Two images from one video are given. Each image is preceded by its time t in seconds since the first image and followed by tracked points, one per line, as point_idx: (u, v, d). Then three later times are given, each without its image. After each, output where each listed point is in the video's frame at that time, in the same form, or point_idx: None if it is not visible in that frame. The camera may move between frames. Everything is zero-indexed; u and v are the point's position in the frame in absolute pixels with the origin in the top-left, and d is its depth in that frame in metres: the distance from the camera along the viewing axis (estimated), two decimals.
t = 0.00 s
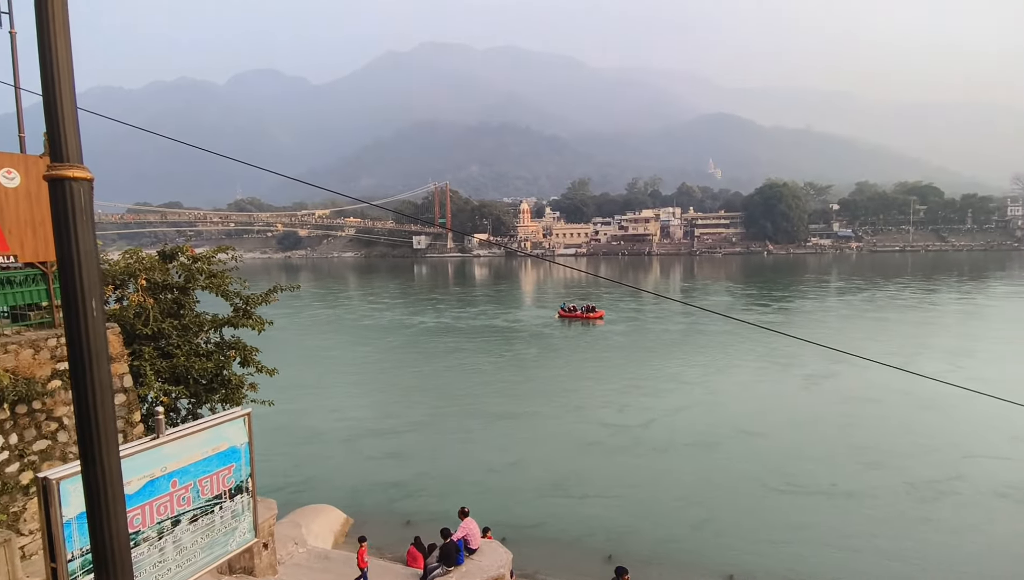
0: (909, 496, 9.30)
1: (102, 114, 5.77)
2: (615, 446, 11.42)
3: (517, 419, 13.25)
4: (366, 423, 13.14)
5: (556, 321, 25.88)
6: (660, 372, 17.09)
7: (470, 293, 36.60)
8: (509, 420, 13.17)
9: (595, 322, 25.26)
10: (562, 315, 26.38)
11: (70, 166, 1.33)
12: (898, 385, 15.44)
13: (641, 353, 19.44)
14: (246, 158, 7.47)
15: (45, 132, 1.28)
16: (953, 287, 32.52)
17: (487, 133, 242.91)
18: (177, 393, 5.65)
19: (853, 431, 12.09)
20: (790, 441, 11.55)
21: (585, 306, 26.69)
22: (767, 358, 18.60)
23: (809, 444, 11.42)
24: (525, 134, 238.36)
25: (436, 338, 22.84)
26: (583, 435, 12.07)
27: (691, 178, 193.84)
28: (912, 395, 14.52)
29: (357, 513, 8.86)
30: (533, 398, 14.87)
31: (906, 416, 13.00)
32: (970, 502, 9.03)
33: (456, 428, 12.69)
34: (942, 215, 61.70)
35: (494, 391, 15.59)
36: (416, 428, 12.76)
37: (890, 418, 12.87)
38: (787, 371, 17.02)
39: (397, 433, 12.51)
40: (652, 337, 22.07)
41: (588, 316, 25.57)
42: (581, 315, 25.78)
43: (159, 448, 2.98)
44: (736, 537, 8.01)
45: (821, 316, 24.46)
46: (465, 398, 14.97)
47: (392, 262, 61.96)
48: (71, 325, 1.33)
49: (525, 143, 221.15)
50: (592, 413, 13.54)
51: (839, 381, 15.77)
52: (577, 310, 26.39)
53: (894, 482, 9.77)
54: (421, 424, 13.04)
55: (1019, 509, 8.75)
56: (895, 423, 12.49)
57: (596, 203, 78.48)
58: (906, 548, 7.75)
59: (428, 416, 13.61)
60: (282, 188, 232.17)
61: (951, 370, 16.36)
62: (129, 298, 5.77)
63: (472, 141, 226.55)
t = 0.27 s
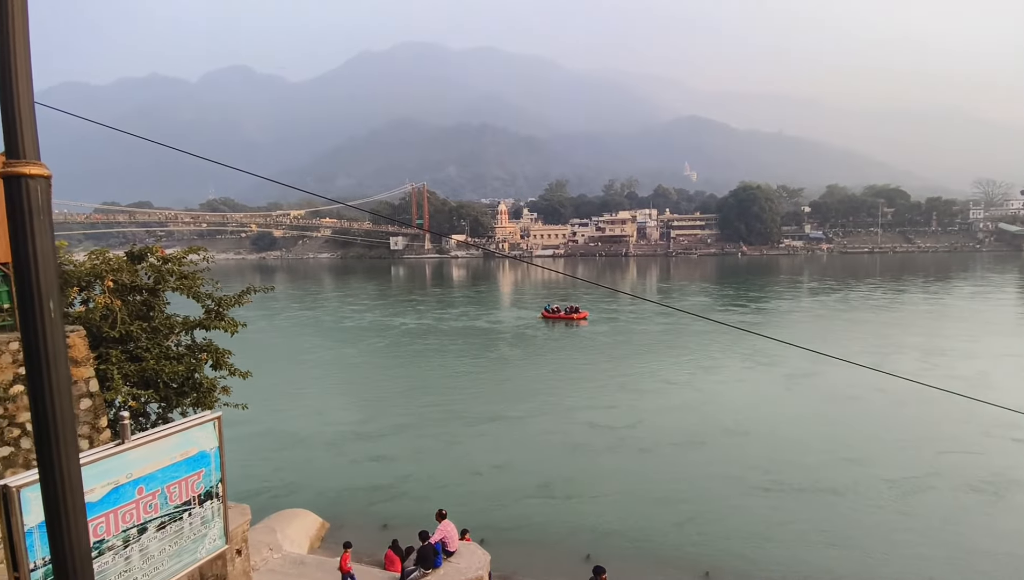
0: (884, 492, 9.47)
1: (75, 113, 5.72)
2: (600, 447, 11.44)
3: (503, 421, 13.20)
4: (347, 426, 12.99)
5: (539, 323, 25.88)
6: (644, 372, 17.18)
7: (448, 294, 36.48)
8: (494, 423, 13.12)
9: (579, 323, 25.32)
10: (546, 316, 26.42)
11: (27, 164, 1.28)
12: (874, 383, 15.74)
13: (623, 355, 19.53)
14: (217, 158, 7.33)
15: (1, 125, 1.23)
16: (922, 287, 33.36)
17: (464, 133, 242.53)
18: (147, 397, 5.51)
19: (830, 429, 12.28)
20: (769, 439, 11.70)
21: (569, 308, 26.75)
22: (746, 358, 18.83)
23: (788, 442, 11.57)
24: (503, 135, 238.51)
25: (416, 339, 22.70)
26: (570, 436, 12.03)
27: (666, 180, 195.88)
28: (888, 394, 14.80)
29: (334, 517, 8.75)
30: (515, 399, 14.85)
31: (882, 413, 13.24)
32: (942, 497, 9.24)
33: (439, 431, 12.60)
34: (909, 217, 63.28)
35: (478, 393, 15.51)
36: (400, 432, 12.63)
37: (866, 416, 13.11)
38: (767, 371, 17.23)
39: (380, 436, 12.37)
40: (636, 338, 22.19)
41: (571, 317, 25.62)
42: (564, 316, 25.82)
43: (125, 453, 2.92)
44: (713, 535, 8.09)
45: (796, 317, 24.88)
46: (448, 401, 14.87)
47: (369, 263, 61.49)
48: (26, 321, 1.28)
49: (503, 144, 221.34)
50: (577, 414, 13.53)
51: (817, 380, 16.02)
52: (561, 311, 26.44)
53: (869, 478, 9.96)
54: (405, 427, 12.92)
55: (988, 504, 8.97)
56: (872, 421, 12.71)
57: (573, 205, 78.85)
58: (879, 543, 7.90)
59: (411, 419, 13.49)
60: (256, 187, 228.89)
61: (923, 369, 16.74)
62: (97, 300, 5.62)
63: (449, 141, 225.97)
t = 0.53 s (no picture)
0: (854, 486, 9.66)
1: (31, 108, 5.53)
2: (582, 448, 11.45)
3: (482, 423, 13.13)
4: (322, 429, 12.78)
5: (518, 323, 25.85)
6: (622, 372, 17.28)
7: (422, 295, 36.23)
8: (473, 424, 13.04)
9: (558, 324, 25.37)
10: (525, 317, 26.42)
11: None
12: (845, 380, 16.07)
13: (601, 355, 19.62)
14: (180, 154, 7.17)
15: None
16: (886, 288, 34.30)
17: (437, 133, 241.45)
18: (108, 403, 5.34)
19: (806, 426, 12.44)
20: (744, 437, 11.85)
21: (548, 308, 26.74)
22: (723, 357, 19.07)
23: (763, 439, 11.73)
24: (476, 135, 238.15)
25: (391, 340, 22.50)
26: (552, 437, 12.02)
27: (638, 181, 197.74)
28: (859, 391, 15.11)
29: (307, 523, 8.60)
30: (492, 401, 14.80)
31: (853, 410, 13.52)
32: (909, 490, 9.47)
33: (417, 433, 12.46)
34: (872, 220, 65.03)
35: (456, 394, 15.41)
36: (379, 434, 12.47)
37: (838, 413, 13.37)
38: (742, 369, 17.47)
39: (357, 439, 12.20)
40: (614, 338, 22.32)
41: (551, 318, 25.64)
42: (544, 317, 25.84)
43: (82, 460, 2.84)
44: (686, 532, 8.17)
45: (767, 316, 25.41)
46: (426, 402, 14.74)
47: (341, 263, 60.76)
48: None
49: (476, 144, 221.12)
50: (558, 415, 13.53)
51: (791, 378, 16.28)
52: (541, 311, 26.46)
53: (840, 473, 10.15)
54: (383, 429, 12.76)
55: (952, 497, 9.21)
56: (844, 417, 12.97)
57: (546, 206, 79.05)
58: (849, 536, 8.06)
59: (390, 421, 13.34)
60: (223, 186, 224.42)
61: (890, 367, 17.17)
62: (55, 301, 5.42)
63: (422, 141, 224.78)
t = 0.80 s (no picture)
0: (825, 481, 9.83)
1: None
2: (561, 448, 11.44)
3: (459, 424, 13.04)
4: (295, 433, 12.55)
5: (499, 324, 25.85)
6: (599, 372, 17.35)
7: (396, 296, 35.94)
8: (450, 426, 12.94)
9: (537, 324, 25.41)
10: (504, 317, 26.35)
11: None
12: (816, 378, 16.38)
13: (577, 355, 19.68)
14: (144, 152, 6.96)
15: None
16: (852, 288, 35.13)
17: (409, 133, 239.82)
18: (68, 408, 5.15)
19: (784, 423, 12.61)
20: (719, 435, 11.99)
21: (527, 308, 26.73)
22: (698, 356, 19.28)
23: (737, 436, 11.89)
24: (448, 136, 237.31)
25: (366, 342, 22.24)
26: (533, 438, 12.00)
27: (610, 182, 199.29)
28: (830, 388, 15.41)
29: (278, 528, 8.43)
30: (469, 402, 14.72)
31: (824, 407, 13.77)
32: (877, 484, 9.67)
33: (393, 436, 12.31)
34: (837, 222, 66.59)
35: (433, 396, 15.28)
36: (355, 437, 12.29)
37: (809, 410, 13.61)
38: (717, 368, 17.67)
39: (332, 442, 12.00)
40: (591, 339, 22.41)
41: (530, 318, 25.63)
42: (523, 318, 25.82)
43: (38, 469, 2.74)
44: (660, 530, 8.24)
45: (738, 316, 25.78)
46: (403, 404, 14.58)
47: (312, 264, 59.95)
48: None
49: (449, 144, 220.37)
50: (538, 415, 13.52)
51: (764, 376, 16.52)
52: (519, 312, 26.43)
53: (811, 468, 10.33)
54: (359, 432, 12.58)
55: (918, 489, 9.44)
56: (815, 414, 13.20)
57: (519, 206, 79.13)
58: (819, 530, 8.21)
59: (366, 423, 13.15)
60: (190, 186, 219.49)
61: (858, 365, 17.57)
62: (11, 303, 5.20)
63: (395, 141, 223.10)
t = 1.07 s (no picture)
0: (798, 475, 10.02)
1: None
2: (544, 450, 11.39)
3: (436, 427, 12.93)
4: (269, 439, 12.31)
5: (479, 325, 25.77)
6: (578, 373, 17.39)
7: (369, 298, 35.61)
8: (428, 428, 12.82)
9: (516, 325, 25.43)
10: (485, 317, 26.20)
11: None
12: (789, 376, 16.66)
13: (555, 356, 19.70)
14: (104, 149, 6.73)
15: None
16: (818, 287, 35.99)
17: (380, 134, 237.83)
18: (24, 416, 4.97)
19: (760, 421, 12.81)
20: (696, 433, 12.13)
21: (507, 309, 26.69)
22: (675, 355, 19.47)
23: (714, 434, 12.03)
24: (419, 136, 236.00)
25: (339, 345, 21.96)
26: (513, 439, 11.98)
27: (581, 183, 200.55)
28: (803, 386, 15.70)
29: (247, 536, 8.22)
30: (447, 404, 14.64)
31: (798, 404, 14.02)
32: (847, 479, 9.88)
33: (370, 440, 12.15)
34: (801, 223, 68.14)
35: (411, 399, 15.12)
36: (333, 441, 12.10)
37: (782, 406, 13.87)
38: (692, 367, 17.87)
39: (307, 447, 11.79)
40: (568, 339, 22.46)
41: (510, 319, 25.62)
42: (502, 318, 25.75)
43: None
44: (634, 528, 8.30)
45: (710, 316, 26.13)
46: (380, 407, 14.41)
47: (281, 266, 59.02)
48: None
49: (420, 145, 219.24)
50: (518, 416, 13.50)
51: (738, 373, 16.77)
52: (498, 313, 26.36)
53: (784, 464, 10.51)
54: (336, 436, 12.40)
55: (885, 483, 9.66)
56: (789, 411, 13.42)
57: (491, 207, 79.08)
58: (790, 524, 8.34)
59: (342, 428, 12.96)
60: (153, 187, 214.21)
61: (828, 363, 17.94)
62: None
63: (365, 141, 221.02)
